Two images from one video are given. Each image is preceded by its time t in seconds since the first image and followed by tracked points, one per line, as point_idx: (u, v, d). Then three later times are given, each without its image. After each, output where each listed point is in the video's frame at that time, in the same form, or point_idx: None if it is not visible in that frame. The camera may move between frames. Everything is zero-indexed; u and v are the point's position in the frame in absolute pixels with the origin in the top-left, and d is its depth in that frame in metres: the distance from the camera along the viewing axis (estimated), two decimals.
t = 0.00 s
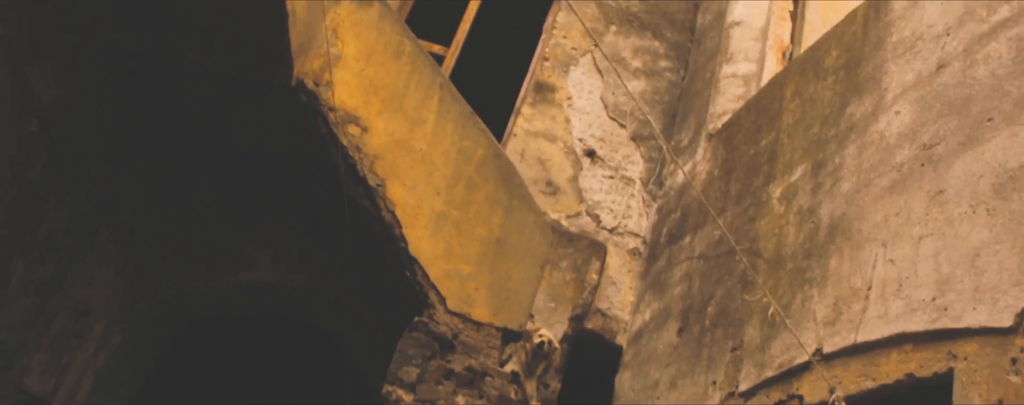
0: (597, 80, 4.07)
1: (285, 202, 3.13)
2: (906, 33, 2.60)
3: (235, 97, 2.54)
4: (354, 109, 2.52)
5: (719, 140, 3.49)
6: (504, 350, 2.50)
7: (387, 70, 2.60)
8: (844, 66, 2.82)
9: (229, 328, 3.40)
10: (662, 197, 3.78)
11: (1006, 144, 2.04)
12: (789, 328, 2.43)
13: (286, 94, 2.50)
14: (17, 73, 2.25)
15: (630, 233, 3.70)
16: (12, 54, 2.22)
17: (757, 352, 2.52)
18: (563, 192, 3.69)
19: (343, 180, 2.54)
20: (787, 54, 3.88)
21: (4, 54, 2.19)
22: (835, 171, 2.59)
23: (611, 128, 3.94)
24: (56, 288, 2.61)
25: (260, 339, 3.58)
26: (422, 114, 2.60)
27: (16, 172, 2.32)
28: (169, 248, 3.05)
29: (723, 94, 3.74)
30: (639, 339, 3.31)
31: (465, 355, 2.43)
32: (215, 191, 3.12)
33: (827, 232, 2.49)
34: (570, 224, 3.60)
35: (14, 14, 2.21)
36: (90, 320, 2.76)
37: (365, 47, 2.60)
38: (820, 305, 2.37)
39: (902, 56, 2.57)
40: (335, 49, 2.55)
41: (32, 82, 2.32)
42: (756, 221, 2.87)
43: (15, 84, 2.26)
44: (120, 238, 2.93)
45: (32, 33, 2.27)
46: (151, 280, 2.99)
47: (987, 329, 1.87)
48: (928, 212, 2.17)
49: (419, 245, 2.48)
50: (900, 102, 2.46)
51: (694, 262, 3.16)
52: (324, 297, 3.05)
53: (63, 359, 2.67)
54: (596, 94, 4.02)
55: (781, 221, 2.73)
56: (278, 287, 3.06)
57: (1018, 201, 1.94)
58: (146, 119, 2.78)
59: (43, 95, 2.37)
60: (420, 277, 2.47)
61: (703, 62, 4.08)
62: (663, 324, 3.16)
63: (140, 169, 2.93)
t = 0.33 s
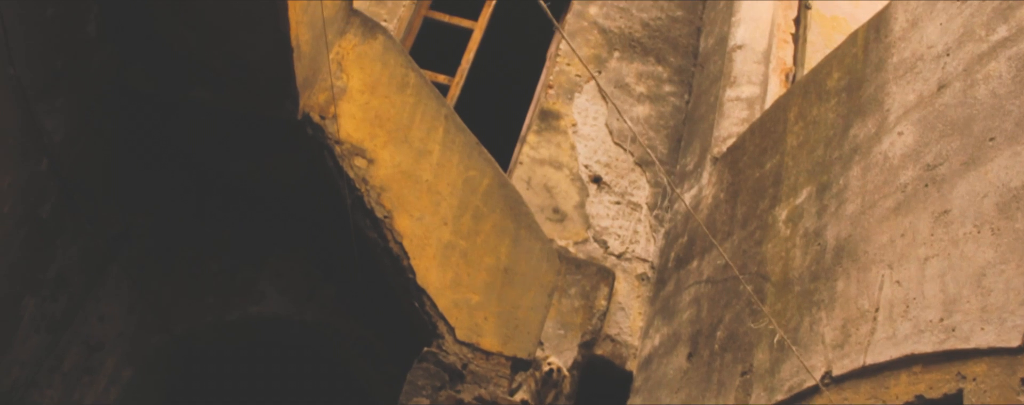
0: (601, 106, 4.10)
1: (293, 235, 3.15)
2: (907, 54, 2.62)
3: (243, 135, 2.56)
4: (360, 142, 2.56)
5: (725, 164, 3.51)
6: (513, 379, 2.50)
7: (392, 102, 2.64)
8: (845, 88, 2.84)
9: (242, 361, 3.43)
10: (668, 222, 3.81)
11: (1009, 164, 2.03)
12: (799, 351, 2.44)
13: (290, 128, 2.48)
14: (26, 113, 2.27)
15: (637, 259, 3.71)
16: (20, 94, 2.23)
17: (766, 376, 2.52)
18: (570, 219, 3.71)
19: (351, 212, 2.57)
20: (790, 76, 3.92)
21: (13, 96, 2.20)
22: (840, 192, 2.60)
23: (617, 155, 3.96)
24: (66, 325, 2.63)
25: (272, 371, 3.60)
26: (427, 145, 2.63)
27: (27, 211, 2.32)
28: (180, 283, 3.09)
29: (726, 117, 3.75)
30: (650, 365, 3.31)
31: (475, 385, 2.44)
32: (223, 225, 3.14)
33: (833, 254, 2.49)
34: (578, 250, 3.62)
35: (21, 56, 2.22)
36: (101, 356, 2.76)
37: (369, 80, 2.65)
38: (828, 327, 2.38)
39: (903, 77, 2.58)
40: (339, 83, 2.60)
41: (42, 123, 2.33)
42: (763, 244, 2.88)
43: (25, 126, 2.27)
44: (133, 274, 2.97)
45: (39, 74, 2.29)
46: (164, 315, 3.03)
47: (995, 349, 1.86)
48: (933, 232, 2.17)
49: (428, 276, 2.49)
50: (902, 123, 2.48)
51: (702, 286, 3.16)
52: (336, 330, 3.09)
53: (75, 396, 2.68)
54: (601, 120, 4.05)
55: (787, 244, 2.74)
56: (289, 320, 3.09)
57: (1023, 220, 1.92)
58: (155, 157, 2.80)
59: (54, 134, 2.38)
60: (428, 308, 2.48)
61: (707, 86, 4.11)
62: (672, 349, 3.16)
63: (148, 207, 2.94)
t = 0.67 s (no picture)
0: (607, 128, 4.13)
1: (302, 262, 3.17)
2: (908, 71, 2.64)
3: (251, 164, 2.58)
4: (367, 169, 2.58)
5: (731, 183, 3.53)
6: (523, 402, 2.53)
7: (398, 129, 2.66)
8: (848, 106, 2.86)
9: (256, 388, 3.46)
10: (676, 242, 3.82)
11: (1011, 179, 2.04)
12: (808, 369, 2.44)
13: (298, 158, 2.51)
14: (38, 148, 2.29)
15: (646, 280, 3.73)
16: (31, 129, 2.26)
17: (776, 394, 2.52)
18: (578, 241, 3.73)
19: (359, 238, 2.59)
20: (795, 94, 3.94)
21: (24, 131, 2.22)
22: (845, 210, 2.61)
23: (623, 176, 3.99)
24: (78, 356, 2.69)
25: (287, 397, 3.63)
26: (434, 171, 2.66)
27: (39, 245, 2.36)
28: (189, 312, 3.09)
29: (731, 137, 3.77)
30: (660, 385, 3.31)
31: None
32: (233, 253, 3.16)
33: (840, 272, 2.50)
34: (586, 272, 3.64)
35: (33, 92, 2.23)
36: (114, 385, 2.82)
37: (375, 107, 2.66)
38: (836, 345, 2.38)
39: (905, 94, 2.60)
40: (346, 111, 2.61)
41: (53, 157, 2.35)
42: (770, 263, 2.89)
43: (36, 162, 2.30)
44: (144, 305, 3.01)
45: (49, 109, 2.31)
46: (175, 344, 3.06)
47: (1003, 365, 1.87)
48: (938, 249, 2.18)
49: (436, 302, 2.52)
50: (905, 140, 2.49)
51: (710, 305, 3.17)
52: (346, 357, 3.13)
53: None
54: (607, 142, 4.07)
55: (794, 263, 2.74)
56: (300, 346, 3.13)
57: None
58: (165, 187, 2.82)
59: (65, 167, 2.41)
60: (438, 333, 2.51)
61: (711, 106, 4.14)
62: (682, 369, 3.16)
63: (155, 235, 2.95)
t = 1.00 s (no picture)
0: (609, 147, 4.17)
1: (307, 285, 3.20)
2: (907, 86, 2.66)
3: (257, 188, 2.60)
4: (370, 193, 2.59)
5: (733, 199, 3.54)
6: None
7: (401, 153, 2.67)
8: (848, 121, 2.88)
9: None
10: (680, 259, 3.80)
11: (1011, 192, 2.06)
12: (814, 386, 2.45)
13: (302, 182, 2.53)
14: (44, 177, 2.25)
15: (650, 297, 3.73)
16: (38, 160, 2.21)
17: None
18: (582, 260, 3.75)
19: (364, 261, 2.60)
20: (796, 108, 3.98)
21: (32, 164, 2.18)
22: (847, 225, 2.62)
23: (625, 194, 4.00)
24: (85, 384, 2.69)
25: None
26: (437, 194, 2.66)
27: (46, 275, 2.35)
28: (196, 336, 3.11)
29: (733, 154, 3.77)
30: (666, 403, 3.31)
31: None
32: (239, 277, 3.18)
33: (843, 288, 2.51)
34: (591, 291, 3.66)
35: (40, 122, 2.18)
36: None
37: (377, 131, 2.67)
38: (841, 361, 2.39)
39: (904, 109, 2.62)
40: (348, 136, 2.63)
41: (60, 186, 2.31)
42: (773, 280, 2.90)
43: (44, 193, 2.26)
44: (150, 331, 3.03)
45: (55, 137, 2.25)
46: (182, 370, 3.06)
47: (1007, 378, 1.88)
48: (940, 263, 2.19)
49: (441, 325, 2.52)
50: (905, 155, 2.50)
51: (715, 323, 3.18)
52: (353, 377, 3.16)
53: None
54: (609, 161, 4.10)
55: (797, 279, 2.75)
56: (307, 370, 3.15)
57: None
58: (170, 213, 2.83)
59: (71, 196, 2.36)
60: (444, 355, 2.52)
61: (712, 123, 4.16)
62: (689, 386, 3.17)
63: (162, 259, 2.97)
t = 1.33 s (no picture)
0: (608, 166, 4.19)
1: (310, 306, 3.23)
2: (902, 104, 2.67)
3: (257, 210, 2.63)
4: (370, 216, 2.60)
5: (732, 218, 3.55)
6: None
7: (401, 175, 2.69)
8: (845, 140, 2.90)
9: None
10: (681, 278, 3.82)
11: (1006, 211, 2.06)
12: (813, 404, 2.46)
13: (303, 204, 2.54)
14: (47, 204, 2.25)
15: (651, 316, 3.74)
16: (41, 186, 2.22)
17: None
18: (582, 280, 3.76)
19: (366, 284, 2.62)
20: (792, 127, 4.00)
21: (36, 189, 2.19)
22: (845, 243, 2.63)
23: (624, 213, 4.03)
24: None
25: None
26: (437, 216, 2.68)
27: (49, 299, 2.36)
28: (200, 357, 3.12)
29: (732, 172, 3.77)
30: None
31: None
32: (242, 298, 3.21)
33: (842, 306, 2.52)
34: (591, 311, 3.66)
35: (42, 149, 2.19)
36: None
37: (377, 154, 2.70)
38: (840, 379, 2.39)
39: (899, 128, 2.63)
40: (349, 158, 2.64)
41: (62, 211, 2.32)
42: (773, 298, 2.91)
43: (46, 218, 2.27)
44: (152, 353, 3.03)
45: (58, 164, 2.26)
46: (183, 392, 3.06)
47: (1004, 396, 1.85)
48: (937, 281, 2.20)
49: (442, 347, 2.52)
50: (902, 173, 2.51)
51: (715, 341, 3.19)
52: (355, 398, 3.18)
53: None
54: (608, 180, 4.13)
55: (796, 298, 2.76)
56: (309, 392, 3.15)
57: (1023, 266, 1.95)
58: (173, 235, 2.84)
59: (73, 221, 2.38)
60: (444, 377, 2.52)
61: (710, 142, 4.18)
62: None
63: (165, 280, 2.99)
